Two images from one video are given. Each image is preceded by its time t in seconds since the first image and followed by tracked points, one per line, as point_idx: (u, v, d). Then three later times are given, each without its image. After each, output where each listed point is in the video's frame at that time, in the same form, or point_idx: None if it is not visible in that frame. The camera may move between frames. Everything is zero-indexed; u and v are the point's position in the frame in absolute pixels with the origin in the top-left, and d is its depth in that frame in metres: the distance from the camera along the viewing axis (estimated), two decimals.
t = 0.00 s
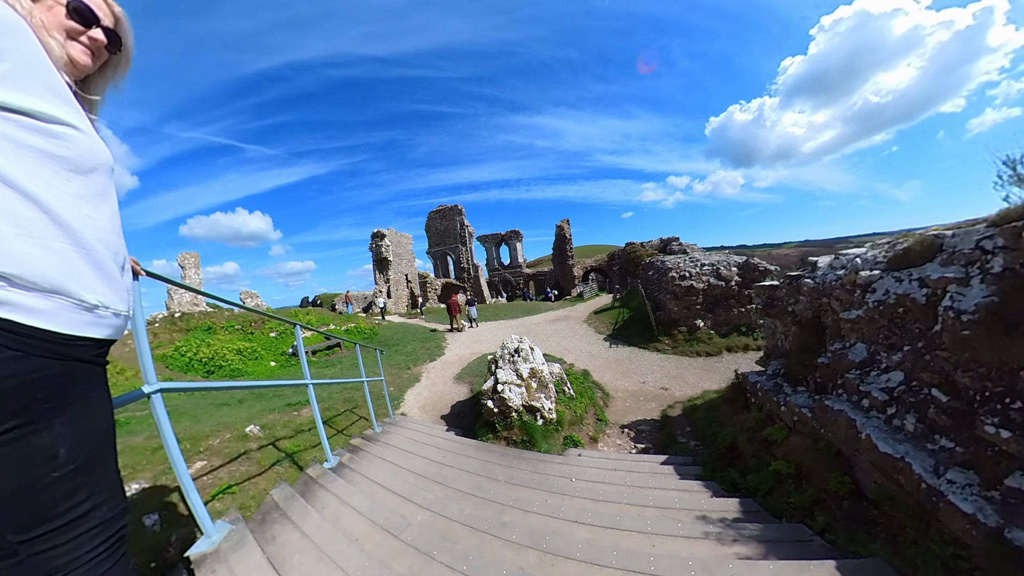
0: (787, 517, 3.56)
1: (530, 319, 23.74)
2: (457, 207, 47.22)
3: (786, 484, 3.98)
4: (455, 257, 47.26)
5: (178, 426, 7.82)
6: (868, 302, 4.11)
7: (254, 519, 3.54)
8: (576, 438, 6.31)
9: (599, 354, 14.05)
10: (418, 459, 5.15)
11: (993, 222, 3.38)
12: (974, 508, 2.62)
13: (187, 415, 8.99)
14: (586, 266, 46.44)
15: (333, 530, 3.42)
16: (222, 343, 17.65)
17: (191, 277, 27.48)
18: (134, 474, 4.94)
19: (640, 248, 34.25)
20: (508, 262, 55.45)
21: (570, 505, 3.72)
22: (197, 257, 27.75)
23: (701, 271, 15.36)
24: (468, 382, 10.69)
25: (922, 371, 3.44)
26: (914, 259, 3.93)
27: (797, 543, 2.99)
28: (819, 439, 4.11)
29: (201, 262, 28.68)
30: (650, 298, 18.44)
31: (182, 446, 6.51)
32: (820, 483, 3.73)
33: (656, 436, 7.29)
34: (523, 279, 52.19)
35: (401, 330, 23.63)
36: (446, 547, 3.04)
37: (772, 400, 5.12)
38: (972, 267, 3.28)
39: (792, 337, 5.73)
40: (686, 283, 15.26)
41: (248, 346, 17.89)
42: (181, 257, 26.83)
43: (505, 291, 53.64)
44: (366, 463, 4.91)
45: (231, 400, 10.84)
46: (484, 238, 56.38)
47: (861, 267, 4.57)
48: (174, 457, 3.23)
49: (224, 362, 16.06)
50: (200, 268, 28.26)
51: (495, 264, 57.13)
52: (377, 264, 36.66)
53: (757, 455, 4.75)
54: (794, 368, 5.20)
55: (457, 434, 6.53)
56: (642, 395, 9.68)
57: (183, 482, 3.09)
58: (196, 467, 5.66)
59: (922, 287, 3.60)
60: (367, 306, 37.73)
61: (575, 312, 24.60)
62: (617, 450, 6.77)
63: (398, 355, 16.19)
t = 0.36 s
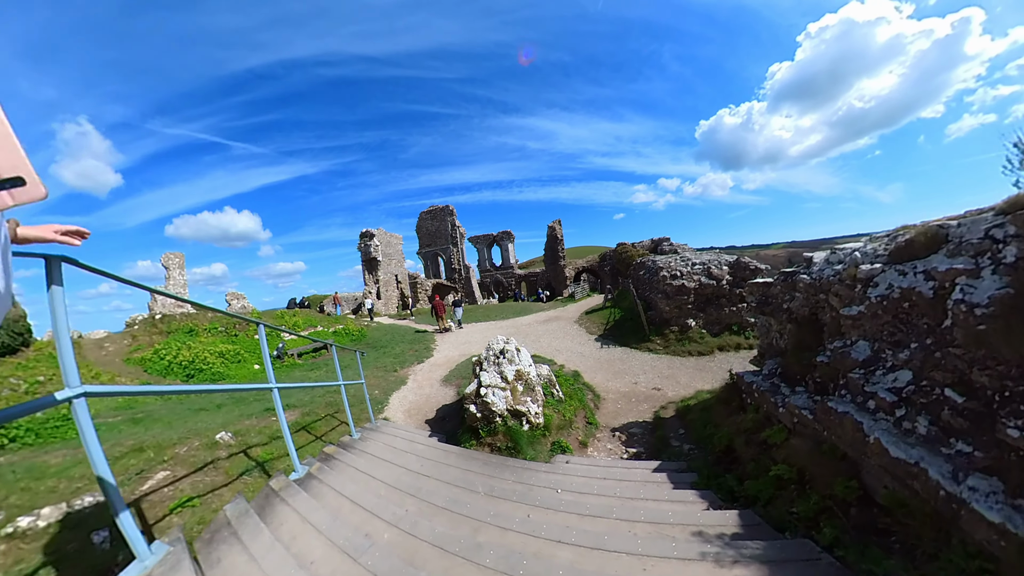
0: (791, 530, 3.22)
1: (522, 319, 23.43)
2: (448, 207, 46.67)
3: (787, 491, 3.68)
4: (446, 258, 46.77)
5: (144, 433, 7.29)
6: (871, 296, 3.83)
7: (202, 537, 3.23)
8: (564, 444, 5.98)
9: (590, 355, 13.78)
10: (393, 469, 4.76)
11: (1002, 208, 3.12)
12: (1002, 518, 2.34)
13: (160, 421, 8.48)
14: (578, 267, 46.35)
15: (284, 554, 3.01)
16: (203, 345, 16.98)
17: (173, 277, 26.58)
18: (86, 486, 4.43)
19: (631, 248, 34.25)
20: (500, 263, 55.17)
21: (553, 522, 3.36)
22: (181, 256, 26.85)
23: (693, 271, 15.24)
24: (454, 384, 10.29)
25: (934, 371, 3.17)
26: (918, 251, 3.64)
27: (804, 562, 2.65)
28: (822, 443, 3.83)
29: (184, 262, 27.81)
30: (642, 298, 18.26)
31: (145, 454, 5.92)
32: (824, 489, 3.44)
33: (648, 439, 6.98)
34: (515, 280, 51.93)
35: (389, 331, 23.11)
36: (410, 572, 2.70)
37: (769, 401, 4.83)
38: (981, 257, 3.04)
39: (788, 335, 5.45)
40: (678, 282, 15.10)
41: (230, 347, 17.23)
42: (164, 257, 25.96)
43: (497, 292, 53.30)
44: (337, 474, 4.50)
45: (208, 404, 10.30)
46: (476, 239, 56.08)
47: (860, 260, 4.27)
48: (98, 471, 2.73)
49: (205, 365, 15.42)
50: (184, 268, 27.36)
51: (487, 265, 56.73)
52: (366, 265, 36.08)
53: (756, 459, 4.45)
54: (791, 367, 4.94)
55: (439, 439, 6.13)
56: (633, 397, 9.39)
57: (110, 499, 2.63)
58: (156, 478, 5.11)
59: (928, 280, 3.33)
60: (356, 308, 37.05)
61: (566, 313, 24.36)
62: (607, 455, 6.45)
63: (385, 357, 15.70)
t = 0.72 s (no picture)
0: (797, 545, 2.96)
1: (513, 320, 23.08)
2: (438, 207, 46.11)
3: (791, 501, 3.41)
4: (437, 258, 46.21)
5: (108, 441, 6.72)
6: (874, 287, 3.54)
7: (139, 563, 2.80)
8: (553, 449, 5.69)
9: (582, 354, 13.48)
10: (367, 475, 4.36)
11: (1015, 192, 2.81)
12: None
13: (132, 427, 8.00)
14: (569, 267, 46.18)
15: None
16: (182, 349, 16.28)
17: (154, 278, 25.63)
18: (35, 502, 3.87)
19: (623, 247, 34.11)
20: (492, 264, 54.76)
21: (537, 541, 3.03)
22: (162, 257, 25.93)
23: (684, 268, 15.04)
24: (440, 386, 9.89)
25: (947, 360, 2.90)
26: (924, 240, 3.29)
27: None
28: (828, 442, 3.55)
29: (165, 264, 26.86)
30: (633, 296, 18.03)
31: (106, 465, 4.96)
32: (832, 497, 3.19)
33: (641, 441, 6.68)
34: (507, 280, 51.57)
35: (377, 333, 22.57)
36: None
37: (768, 398, 4.55)
38: (996, 243, 2.73)
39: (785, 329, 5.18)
40: (669, 280, 14.89)
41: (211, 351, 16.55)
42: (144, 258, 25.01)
43: (489, 293, 52.89)
44: (307, 481, 4.08)
45: (184, 409, 9.73)
46: (467, 240, 55.61)
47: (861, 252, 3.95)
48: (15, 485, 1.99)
49: (184, 369, 14.78)
50: (165, 269, 26.40)
51: (479, 266, 56.26)
52: (354, 265, 35.43)
53: (756, 462, 4.19)
54: (789, 361, 4.68)
55: (421, 446, 5.76)
56: (626, 397, 9.09)
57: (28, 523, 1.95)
58: (114, 491, 4.20)
59: (936, 268, 3.04)
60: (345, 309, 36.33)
61: (558, 312, 24.07)
62: (598, 459, 6.15)
63: (372, 359, 15.21)
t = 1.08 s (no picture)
0: None
1: (508, 324, 22.86)
2: (431, 209, 45.60)
3: (807, 536, 3.28)
4: (430, 260, 45.79)
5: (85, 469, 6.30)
6: (890, 315, 3.45)
7: None
8: (558, 473, 5.53)
9: (579, 363, 13.33)
10: (366, 513, 4.14)
11: None
12: None
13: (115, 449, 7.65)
14: (563, 269, 46.13)
15: None
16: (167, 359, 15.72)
17: (138, 281, 24.77)
18: None
19: (617, 250, 34.13)
20: (486, 266, 54.50)
21: None
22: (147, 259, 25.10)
23: (681, 274, 15.00)
24: (436, 400, 9.64)
25: (967, 402, 2.80)
26: (939, 270, 3.25)
27: None
28: (841, 475, 3.45)
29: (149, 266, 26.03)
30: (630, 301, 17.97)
31: (80, 505, 4.61)
32: (848, 534, 3.08)
33: (644, 460, 6.55)
34: (502, 282, 51.36)
35: (370, 339, 22.18)
36: None
37: (777, 422, 4.43)
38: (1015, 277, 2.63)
39: (791, 349, 5.08)
40: (667, 286, 14.82)
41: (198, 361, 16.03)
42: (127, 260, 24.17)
43: (483, 295, 52.64)
44: (300, 525, 3.82)
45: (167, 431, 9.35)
46: (461, 241, 55.23)
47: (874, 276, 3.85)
48: None
49: (169, 381, 14.25)
50: (150, 271, 25.58)
51: (472, 268, 55.95)
52: (346, 268, 34.90)
53: (766, 491, 4.07)
54: (798, 385, 4.58)
55: (420, 472, 5.53)
56: (626, 409, 8.96)
57: None
58: (89, 538, 3.93)
59: (954, 300, 2.94)
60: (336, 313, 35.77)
61: (554, 317, 23.93)
62: (603, 480, 5.99)
63: (365, 369, 14.86)
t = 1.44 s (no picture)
0: None
1: (504, 338, 23.37)
2: (426, 215, 45.65)
3: None
4: (425, 267, 46.04)
5: (106, 523, 7.01)
6: (855, 399, 4.10)
7: None
8: (561, 509, 6.10)
9: (575, 383, 13.96)
10: (393, 561, 4.69)
11: (980, 342, 3.43)
12: None
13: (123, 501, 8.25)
14: (558, 276, 46.79)
15: None
16: (162, 382, 15.93)
17: (127, 289, 24.78)
18: None
19: (610, 260, 34.84)
20: (480, 271, 54.92)
21: None
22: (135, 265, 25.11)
23: (674, 297, 15.70)
24: (441, 427, 10.18)
25: (904, 489, 3.53)
26: (903, 362, 3.92)
27: None
28: (801, 528, 4.22)
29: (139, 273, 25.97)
30: (624, 319, 18.65)
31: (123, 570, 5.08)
32: None
33: (638, 491, 7.20)
34: (496, 288, 51.87)
35: (368, 352, 22.58)
36: None
37: (754, 471, 5.19)
38: (961, 389, 3.31)
39: (773, 401, 5.82)
40: (660, 308, 15.50)
41: (194, 383, 16.29)
42: (116, 267, 24.09)
43: (478, 301, 53.13)
44: None
45: (175, 471, 10.03)
46: (456, 247, 55.63)
47: (848, 355, 4.54)
48: None
49: (165, 407, 14.49)
50: (138, 277, 25.53)
51: (467, 273, 56.35)
52: (341, 277, 35.05)
53: (742, 535, 4.88)
54: (774, 439, 5.34)
55: (434, 511, 6.54)
56: (621, 436, 9.60)
57: None
58: None
59: (908, 398, 3.65)
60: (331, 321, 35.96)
61: (549, 329, 24.54)
62: (601, 513, 6.62)
63: (365, 389, 15.26)
